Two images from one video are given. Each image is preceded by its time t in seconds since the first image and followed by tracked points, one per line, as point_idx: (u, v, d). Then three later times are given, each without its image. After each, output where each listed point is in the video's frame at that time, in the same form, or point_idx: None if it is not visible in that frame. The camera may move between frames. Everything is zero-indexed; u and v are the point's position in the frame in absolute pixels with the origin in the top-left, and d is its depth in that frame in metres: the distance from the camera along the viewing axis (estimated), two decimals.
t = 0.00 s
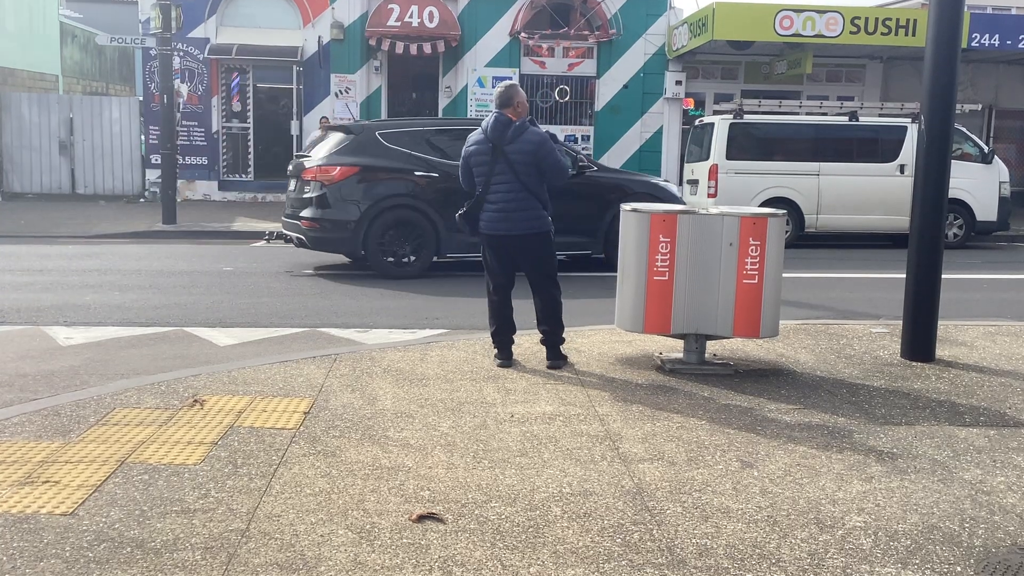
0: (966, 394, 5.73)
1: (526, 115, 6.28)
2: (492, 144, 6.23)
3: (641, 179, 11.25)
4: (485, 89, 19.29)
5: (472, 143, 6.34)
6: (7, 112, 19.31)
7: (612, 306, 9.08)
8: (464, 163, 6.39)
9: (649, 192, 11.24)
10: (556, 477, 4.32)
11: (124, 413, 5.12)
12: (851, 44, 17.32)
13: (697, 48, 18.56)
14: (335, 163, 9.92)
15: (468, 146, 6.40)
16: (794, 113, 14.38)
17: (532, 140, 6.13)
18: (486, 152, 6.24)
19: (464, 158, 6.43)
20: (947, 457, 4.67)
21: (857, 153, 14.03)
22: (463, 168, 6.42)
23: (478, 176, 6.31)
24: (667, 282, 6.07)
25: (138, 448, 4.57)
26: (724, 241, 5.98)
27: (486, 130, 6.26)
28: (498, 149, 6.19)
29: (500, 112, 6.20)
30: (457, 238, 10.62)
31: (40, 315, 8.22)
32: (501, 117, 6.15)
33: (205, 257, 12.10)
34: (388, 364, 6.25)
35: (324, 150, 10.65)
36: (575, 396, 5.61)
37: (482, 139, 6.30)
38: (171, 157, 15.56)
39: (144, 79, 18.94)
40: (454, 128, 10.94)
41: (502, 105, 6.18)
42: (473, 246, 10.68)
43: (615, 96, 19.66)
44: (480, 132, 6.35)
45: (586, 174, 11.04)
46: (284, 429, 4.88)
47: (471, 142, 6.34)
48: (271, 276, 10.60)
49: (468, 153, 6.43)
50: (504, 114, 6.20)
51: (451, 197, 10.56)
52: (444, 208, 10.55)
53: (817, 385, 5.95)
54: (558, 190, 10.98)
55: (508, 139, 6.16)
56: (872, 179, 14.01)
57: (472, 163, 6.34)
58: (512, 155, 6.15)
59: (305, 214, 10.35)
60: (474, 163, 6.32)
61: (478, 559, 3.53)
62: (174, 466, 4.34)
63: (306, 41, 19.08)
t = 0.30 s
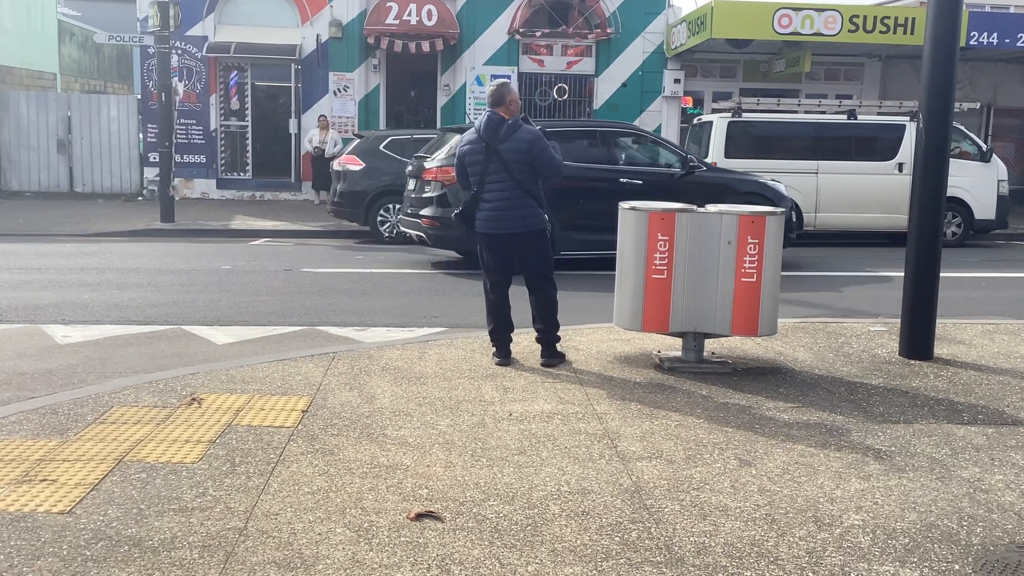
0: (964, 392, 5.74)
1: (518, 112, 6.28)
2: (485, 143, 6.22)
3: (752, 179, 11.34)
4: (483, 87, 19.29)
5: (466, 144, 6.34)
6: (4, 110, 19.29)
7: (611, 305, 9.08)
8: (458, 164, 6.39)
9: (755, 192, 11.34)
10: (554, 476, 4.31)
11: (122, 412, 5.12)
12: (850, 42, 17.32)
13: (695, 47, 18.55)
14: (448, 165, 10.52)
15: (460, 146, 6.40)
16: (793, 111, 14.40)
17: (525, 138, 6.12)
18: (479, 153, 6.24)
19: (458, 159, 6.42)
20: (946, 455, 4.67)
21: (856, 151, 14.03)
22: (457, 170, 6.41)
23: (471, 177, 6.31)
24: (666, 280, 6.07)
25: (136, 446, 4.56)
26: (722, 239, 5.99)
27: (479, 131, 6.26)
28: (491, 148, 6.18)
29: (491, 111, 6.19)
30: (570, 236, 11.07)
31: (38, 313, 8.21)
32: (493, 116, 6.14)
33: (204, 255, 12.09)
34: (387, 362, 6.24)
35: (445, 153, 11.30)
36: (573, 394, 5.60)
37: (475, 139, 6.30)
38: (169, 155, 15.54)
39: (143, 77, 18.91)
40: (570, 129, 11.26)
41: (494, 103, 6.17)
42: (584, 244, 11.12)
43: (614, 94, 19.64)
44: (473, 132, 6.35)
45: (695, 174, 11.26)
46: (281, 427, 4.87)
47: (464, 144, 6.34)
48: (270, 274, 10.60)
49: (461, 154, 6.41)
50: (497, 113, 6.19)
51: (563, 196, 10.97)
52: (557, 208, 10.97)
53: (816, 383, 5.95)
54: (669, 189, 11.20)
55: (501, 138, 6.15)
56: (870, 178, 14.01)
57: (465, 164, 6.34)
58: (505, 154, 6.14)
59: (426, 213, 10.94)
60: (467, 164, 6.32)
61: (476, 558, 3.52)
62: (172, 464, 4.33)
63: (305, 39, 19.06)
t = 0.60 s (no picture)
0: (962, 391, 5.74)
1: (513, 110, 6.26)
2: (481, 142, 6.22)
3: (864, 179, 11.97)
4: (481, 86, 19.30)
5: (463, 143, 6.33)
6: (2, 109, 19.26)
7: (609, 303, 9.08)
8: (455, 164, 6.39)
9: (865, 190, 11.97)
10: (552, 474, 4.31)
11: (120, 411, 5.12)
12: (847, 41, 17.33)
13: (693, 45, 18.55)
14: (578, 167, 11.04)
15: (457, 146, 6.40)
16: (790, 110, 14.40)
17: (521, 137, 6.12)
18: (475, 152, 6.24)
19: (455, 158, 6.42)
20: (944, 453, 4.68)
21: (854, 150, 14.02)
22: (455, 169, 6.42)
23: (468, 176, 6.31)
24: (664, 279, 6.07)
25: (134, 445, 4.56)
26: (720, 238, 5.98)
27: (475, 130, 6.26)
28: (487, 147, 6.18)
29: (486, 111, 6.19)
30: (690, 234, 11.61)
31: (36, 312, 8.20)
32: (488, 116, 6.15)
33: (201, 254, 12.07)
34: (385, 361, 6.24)
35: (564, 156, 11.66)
36: (571, 393, 5.60)
37: (470, 139, 6.30)
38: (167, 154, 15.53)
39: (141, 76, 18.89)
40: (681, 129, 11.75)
41: (489, 103, 6.17)
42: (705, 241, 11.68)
43: (612, 93, 19.63)
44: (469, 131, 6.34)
45: (808, 172, 11.86)
46: (280, 426, 4.87)
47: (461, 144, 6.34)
48: (269, 273, 10.59)
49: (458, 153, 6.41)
50: (492, 112, 6.19)
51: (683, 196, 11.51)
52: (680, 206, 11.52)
53: (814, 382, 5.95)
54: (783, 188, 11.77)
55: (497, 137, 6.15)
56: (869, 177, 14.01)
57: (462, 164, 6.35)
58: (501, 153, 6.14)
59: (548, 210, 11.46)
60: (464, 164, 6.32)
61: (473, 557, 3.53)
62: (171, 462, 4.34)
63: (302, 38, 19.05)
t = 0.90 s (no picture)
0: (960, 390, 5.75)
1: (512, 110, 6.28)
2: (480, 141, 6.22)
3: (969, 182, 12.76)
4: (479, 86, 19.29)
5: (461, 142, 6.33)
6: None
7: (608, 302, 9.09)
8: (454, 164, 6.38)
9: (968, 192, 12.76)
10: (550, 474, 4.32)
11: (117, 410, 5.12)
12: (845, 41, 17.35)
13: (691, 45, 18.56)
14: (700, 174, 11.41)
15: (455, 145, 6.39)
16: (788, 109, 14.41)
17: (521, 135, 6.14)
18: (474, 151, 6.23)
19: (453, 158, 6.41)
20: (941, 452, 4.68)
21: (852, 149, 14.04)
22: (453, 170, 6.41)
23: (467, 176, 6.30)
24: (662, 279, 6.07)
25: (132, 445, 4.56)
26: (718, 237, 5.99)
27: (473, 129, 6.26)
28: (487, 146, 6.18)
29: (486, 110, 6.19)
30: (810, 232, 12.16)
31: (34, 312, 8.19)
32: (488, 114, 6.15)
33: (200, 254, 12.07)
34: (383, 361, 6.24)
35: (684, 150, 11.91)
36: (570, 392, 5.60)
37: (469, 137, 6.28)
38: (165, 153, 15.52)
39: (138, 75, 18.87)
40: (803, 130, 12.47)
41: (488, 101, 6.17)
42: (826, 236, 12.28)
43: (610, 93, 19.64)
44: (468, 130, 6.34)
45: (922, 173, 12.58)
46: (277, 426, 4.87)
47: (459, 142, 6.34)
48: (267, 273, 10.59)
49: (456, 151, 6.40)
50: (491, 111, 6.19)
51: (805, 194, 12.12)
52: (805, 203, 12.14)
53: (811, 381, 5.96)
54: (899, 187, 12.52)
55: (497, 136, 6.16)
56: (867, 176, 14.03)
57: (461, 163, 6.34)
58: (501, 151, 6.14)
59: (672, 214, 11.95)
60: (463, 163, 6.31)
61: (471, 556, 3.53)
62: (169, 462, 4.34)
63: (300, 38, 19.03)
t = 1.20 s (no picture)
0: (958, 389, 5.75)
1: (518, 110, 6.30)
2: (487, 140, 6.22)
3: None
4: (477, 86, 19.28)
5: (467, 141, 6.32)
6: None
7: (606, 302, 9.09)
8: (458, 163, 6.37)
9: None
10: (548, 473, 4.32)
11: (116, 410, 5.12)
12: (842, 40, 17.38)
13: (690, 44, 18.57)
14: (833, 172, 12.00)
15: (460, 144, 6.38)
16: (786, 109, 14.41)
17: (529, 136, 6.17)
18: (480, 151, 6.23)
19: (456, 156, 6.39)
20: (939, 452, 4.68)
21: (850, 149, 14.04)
22: (456, 169, 6.40)
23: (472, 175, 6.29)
24: (661, 278, 6.07)
25: (131, 445, 4.56)
26: (716, 237, 6.00)
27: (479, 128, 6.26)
28: (495, 145, 6.18)
29: (493, 109, 6.19)
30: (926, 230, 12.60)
31: (31, 313, 8.19)
32: (495, 114, 6.15)
33: (198, 254, 12.06)
34: (381, 361, 6.23)
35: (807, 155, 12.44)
36: (569, 392, 5.60)
37: (476, 137, 6.28)
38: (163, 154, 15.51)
39: (136, 76, 18.85)
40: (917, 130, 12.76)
41: (496, 101, 6.17)
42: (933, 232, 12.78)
43: (609, 93, 19.64)
44: (473, 129, 6.33)
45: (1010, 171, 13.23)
46: (276, 426, 4.87)
47: (465, 141, 6.33)
48: (265, 273, 10.58)
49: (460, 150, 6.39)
50: (499, 111, 6.19)
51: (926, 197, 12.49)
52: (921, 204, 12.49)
53: (810, 380, 5.96)
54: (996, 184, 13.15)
55: (504, 136, 6.17)
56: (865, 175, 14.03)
57: (466, 162, 6.33)
58: (508, 151, 6.15)
59: (794, 209, 12.19)
60: (468, 162, 6.31)
61: (469, 556, 3.53)
62: (167, 462, 4.34)
63: (298, 38, 19.02)
